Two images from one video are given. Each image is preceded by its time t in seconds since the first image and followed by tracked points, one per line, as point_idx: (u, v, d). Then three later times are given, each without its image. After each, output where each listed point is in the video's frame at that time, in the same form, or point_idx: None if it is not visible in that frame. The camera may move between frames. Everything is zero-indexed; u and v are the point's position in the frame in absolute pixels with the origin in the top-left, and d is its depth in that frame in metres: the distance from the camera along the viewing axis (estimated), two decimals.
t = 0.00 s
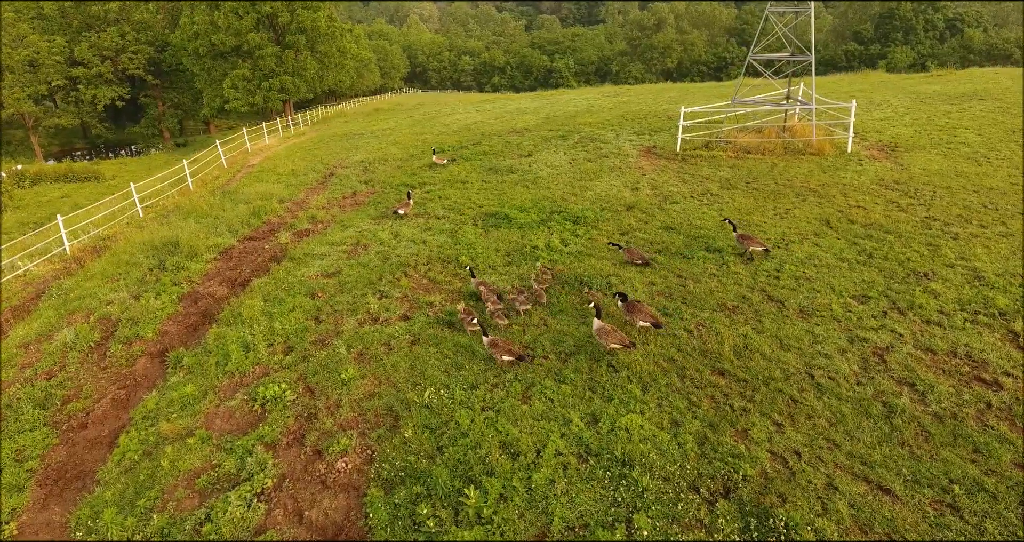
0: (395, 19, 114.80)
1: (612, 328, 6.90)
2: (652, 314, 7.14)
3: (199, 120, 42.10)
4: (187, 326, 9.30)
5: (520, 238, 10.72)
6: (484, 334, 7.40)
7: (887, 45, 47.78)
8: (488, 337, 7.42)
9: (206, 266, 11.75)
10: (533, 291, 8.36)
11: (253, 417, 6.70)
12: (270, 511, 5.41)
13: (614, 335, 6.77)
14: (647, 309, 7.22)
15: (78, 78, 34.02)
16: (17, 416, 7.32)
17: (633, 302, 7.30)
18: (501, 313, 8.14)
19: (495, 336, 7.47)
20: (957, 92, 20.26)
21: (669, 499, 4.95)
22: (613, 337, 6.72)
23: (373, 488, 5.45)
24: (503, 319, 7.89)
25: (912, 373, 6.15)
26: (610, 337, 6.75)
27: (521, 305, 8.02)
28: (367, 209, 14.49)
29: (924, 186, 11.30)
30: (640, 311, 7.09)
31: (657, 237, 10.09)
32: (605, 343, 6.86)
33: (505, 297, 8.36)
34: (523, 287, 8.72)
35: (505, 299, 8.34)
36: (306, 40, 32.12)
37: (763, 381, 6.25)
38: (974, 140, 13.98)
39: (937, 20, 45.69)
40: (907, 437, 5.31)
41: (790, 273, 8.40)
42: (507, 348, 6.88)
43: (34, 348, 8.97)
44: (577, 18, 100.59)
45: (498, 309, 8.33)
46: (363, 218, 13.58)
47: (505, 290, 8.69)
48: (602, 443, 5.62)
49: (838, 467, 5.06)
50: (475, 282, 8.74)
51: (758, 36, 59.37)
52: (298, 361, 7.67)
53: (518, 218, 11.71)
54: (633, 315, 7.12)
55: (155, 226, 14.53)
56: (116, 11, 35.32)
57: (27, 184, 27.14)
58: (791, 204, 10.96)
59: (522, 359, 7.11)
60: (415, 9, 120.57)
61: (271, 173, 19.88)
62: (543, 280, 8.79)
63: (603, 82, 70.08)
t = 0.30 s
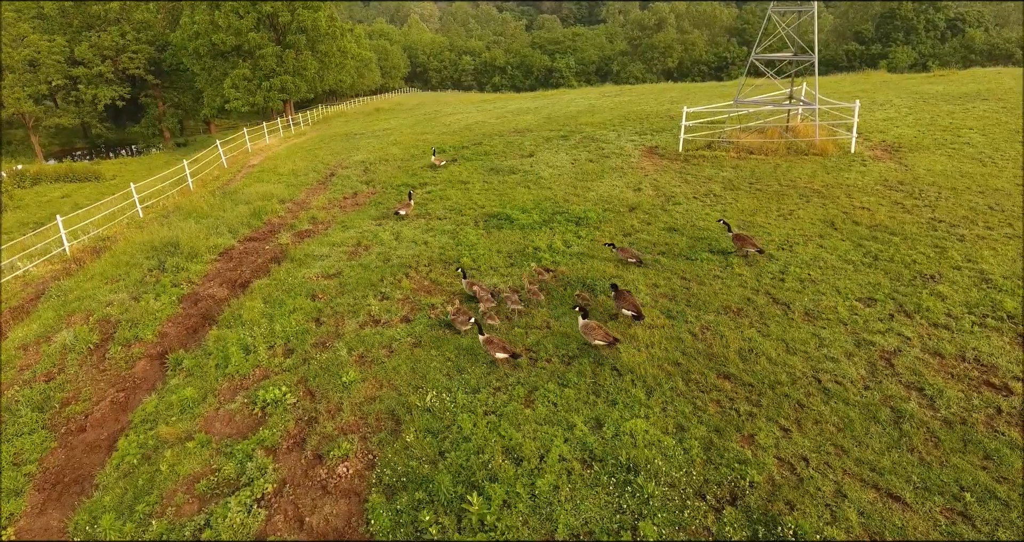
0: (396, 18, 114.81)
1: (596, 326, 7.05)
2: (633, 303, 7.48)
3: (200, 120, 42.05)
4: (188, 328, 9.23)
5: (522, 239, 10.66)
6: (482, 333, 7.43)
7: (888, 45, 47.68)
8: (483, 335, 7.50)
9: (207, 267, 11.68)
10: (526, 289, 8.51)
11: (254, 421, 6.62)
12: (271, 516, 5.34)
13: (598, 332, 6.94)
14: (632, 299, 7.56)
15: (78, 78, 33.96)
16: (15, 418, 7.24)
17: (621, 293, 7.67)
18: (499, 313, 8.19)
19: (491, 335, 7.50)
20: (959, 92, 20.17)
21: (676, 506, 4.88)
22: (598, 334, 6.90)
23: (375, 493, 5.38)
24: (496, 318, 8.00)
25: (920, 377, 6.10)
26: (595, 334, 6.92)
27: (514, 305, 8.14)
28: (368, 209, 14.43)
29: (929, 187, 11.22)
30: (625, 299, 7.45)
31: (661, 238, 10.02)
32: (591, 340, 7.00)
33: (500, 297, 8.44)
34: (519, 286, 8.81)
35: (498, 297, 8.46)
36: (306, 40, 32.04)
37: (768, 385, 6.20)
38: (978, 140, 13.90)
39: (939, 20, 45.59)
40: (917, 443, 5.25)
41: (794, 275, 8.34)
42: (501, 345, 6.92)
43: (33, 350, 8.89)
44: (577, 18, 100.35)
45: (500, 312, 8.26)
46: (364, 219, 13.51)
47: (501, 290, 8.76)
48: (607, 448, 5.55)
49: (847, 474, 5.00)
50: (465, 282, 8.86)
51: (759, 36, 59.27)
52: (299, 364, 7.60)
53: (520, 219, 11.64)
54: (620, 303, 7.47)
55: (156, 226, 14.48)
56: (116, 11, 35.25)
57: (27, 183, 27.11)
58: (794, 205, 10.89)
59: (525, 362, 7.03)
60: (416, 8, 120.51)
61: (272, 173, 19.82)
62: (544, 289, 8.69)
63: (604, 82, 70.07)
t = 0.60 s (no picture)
0: (397, 18, 114.77)
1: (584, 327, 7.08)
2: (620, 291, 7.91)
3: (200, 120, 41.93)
4: (186, 333, 9.09)
5: (525, 243, 10.51)
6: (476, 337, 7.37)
7: (890, 45, 47.50)
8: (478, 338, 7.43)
9: (206, 271, 11.54)
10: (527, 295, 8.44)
11: (252, 429, 6.48)
12: (269, 529, 5.19)
13: (586, 333, 6.95)
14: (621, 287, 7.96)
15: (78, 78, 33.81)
16: (10, 426, 7.10)
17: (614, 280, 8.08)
18: (502, 319, 8.07)
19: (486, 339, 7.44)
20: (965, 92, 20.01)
21: (686, 521, 4.76)
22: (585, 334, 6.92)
23: (375, 506, 5.24)
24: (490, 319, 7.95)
25: (935, 387, 6.02)
26: (582, 335, 6.94)
27: (508, 308, 8.14)
28: (369, 212, 14.30)
29: (937, 189, 11.09)
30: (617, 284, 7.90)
31: (666, 241, 9.89)
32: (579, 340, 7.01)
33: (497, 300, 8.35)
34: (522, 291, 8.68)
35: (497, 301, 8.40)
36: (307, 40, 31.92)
37: (779, 395, 6.08)
38: (985, 142, 13.76)
39: (941, 20, 45.41)
40: (933, 456, 5.16)
41: (803, 281, 8.23)
42: (493, 350, 6.87)
43: (29, 355, 8.76)
44: (578, 18, 100.14)
45: (504, 317, 8.13)
46: (365, 221, 13.39)
47: (503, 294, 8.64)
48: (615, 460, 5.43)
49: (863, 488, 4.91)
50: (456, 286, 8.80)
51: (761, 35, 59.12)
52: (299, 371, 7.46)
53: (522, 222, 11.51)
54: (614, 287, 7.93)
55: (155, 228, 14.35)
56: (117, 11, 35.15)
57: (27, 184, 27.03)
58: (801, 208, 10.77)
59: (530, 369, 6.89)
60: (417, 8, 120.45)
61: (272, 174, 19.70)
62: (547, 296, 8.58)
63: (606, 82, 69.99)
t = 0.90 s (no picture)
0: (407, 18, 115.06)
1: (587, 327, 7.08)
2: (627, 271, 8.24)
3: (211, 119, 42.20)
4: (196, 335, 9.02)
5: (537, 247, 10.35)
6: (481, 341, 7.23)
7: (904, 46, 46.73)
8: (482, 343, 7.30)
9: (215, 272, 11.49)
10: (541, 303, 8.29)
11: (260, 437, 6.37)
12: None
13: (589, 333, 6.93)
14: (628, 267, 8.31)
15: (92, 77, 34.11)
16: (19, 428, 7.04)
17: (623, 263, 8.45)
18: (514, 327, 7.93)
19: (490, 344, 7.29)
20: (985, 94, 19.53)
21: None
22: (588, 334, 6.90)
23: (385, 520, 5.10)
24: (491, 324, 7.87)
25: (966, 403, 5.86)
26: (586, 335, 6.92)
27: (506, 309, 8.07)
28: (379, 213, 14.23)
29: (962, 194, 10.80)
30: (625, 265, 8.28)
31: (681, 246, 9.69)
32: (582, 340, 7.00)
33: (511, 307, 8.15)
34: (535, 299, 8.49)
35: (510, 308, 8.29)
36: (318, 40, 31.97)
37: (803, 410, 5.89)
38: (1009, 146, 13.41)
39: (957, 20, 44.60)
40: (967, 478, 5.02)
41: (824, 289, 8.03)
42: (501, 353, 6.77)
43: (39, 357, 8.72)
44: (588, 17, 99.58)
45: (517, 323, 7.98)
46: (376, 223, 13.31)
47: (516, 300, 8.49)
48: (633, 476, 5.26)
49: (893, 511, 4.76)
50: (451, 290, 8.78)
51: (774, 35, 58.51)
52: (308, 376, 7.35)
53: (534, 225, 11.35)
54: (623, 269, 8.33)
55: (165, 228, 14.36)
56: (130, 11, 35.38)
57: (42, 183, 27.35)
58: (820, 214, 10.53)
59: (543, 379, 6.72)
60: (428, 7, 120.70)
61: (282, 174, 19.67)
62: (561, 301, 8.39)
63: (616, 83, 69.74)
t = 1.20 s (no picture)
0: (429, 18, 115.64)
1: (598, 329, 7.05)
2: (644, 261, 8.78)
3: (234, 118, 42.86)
4: (214, 337, 9.03)
5: (558, 252, 10.15)
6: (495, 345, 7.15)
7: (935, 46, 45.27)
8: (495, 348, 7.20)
9: (234, 272, 11.52)
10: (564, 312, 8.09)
11: (276, 444, 6.28)
12: None
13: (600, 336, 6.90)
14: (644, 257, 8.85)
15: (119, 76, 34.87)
16: (38, 429, 7.09)
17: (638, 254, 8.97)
18: (534, 335, 7.73)
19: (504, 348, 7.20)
20: None
21: None
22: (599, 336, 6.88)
23: (400, 537, 4.95)
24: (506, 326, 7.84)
25: (1016, 429, 5.50)
26: (596, 337, 6.91)
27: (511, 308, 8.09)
28: (399, 214, 14.18)
29: (1004, 203, 10.34)
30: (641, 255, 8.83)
31: (708, 254, 9.43)
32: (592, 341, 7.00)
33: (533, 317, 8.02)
34: (557, 308, 8.30)
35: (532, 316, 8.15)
36: (340, 39, 32.14)
37: (838, 431, 5.58)
38: None
39: (992, 20, 43.09)
40: (1020, 513, 4.68)
41: (859, 302, 7.69)
42: (513, 359, 6.69)
43: (60, 355, 8.82)
44: (610, 17, 98.73)
45: (538, 332, 7.79)
46: (395, 224, 13.26)
47: (536, 308, 8.33)
48: (658, 498, 5.03)
49: None
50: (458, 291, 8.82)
51: (800, 35, 57.30)
52: (324, 382, 7.26)
53: (555, 230, 11.15)
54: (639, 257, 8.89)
55: (187, 227, 14.51)
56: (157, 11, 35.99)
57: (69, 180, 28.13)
58: (853, 222, 10.21)
59: (563, 391, 6.52)
60: (450, 7, 121.16)
61: (303, 174, 19.75)
62: (583, 309, 8.18)
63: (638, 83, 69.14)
